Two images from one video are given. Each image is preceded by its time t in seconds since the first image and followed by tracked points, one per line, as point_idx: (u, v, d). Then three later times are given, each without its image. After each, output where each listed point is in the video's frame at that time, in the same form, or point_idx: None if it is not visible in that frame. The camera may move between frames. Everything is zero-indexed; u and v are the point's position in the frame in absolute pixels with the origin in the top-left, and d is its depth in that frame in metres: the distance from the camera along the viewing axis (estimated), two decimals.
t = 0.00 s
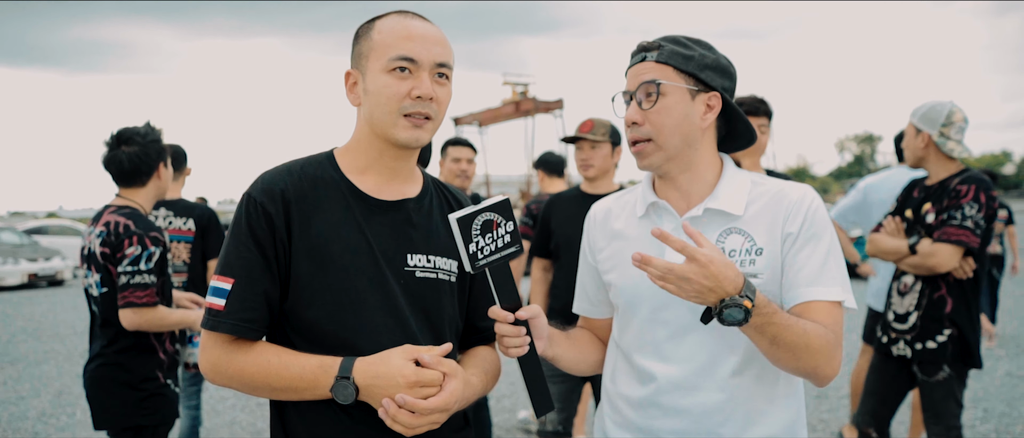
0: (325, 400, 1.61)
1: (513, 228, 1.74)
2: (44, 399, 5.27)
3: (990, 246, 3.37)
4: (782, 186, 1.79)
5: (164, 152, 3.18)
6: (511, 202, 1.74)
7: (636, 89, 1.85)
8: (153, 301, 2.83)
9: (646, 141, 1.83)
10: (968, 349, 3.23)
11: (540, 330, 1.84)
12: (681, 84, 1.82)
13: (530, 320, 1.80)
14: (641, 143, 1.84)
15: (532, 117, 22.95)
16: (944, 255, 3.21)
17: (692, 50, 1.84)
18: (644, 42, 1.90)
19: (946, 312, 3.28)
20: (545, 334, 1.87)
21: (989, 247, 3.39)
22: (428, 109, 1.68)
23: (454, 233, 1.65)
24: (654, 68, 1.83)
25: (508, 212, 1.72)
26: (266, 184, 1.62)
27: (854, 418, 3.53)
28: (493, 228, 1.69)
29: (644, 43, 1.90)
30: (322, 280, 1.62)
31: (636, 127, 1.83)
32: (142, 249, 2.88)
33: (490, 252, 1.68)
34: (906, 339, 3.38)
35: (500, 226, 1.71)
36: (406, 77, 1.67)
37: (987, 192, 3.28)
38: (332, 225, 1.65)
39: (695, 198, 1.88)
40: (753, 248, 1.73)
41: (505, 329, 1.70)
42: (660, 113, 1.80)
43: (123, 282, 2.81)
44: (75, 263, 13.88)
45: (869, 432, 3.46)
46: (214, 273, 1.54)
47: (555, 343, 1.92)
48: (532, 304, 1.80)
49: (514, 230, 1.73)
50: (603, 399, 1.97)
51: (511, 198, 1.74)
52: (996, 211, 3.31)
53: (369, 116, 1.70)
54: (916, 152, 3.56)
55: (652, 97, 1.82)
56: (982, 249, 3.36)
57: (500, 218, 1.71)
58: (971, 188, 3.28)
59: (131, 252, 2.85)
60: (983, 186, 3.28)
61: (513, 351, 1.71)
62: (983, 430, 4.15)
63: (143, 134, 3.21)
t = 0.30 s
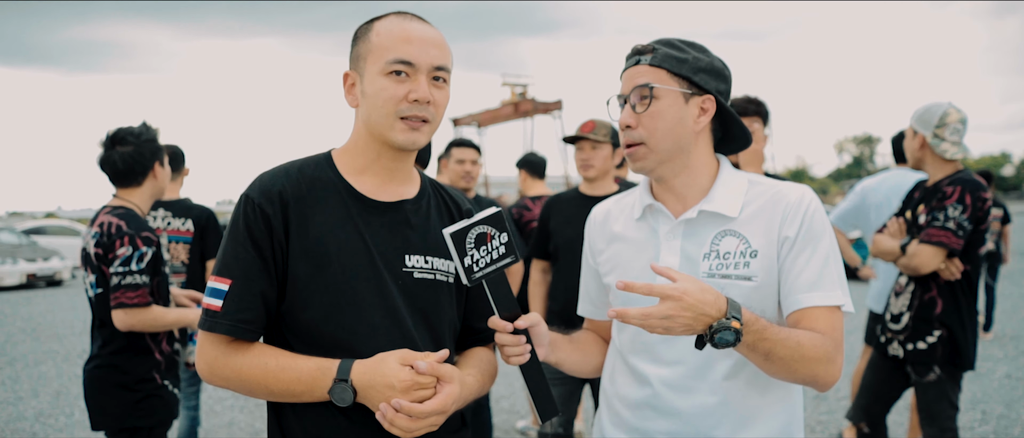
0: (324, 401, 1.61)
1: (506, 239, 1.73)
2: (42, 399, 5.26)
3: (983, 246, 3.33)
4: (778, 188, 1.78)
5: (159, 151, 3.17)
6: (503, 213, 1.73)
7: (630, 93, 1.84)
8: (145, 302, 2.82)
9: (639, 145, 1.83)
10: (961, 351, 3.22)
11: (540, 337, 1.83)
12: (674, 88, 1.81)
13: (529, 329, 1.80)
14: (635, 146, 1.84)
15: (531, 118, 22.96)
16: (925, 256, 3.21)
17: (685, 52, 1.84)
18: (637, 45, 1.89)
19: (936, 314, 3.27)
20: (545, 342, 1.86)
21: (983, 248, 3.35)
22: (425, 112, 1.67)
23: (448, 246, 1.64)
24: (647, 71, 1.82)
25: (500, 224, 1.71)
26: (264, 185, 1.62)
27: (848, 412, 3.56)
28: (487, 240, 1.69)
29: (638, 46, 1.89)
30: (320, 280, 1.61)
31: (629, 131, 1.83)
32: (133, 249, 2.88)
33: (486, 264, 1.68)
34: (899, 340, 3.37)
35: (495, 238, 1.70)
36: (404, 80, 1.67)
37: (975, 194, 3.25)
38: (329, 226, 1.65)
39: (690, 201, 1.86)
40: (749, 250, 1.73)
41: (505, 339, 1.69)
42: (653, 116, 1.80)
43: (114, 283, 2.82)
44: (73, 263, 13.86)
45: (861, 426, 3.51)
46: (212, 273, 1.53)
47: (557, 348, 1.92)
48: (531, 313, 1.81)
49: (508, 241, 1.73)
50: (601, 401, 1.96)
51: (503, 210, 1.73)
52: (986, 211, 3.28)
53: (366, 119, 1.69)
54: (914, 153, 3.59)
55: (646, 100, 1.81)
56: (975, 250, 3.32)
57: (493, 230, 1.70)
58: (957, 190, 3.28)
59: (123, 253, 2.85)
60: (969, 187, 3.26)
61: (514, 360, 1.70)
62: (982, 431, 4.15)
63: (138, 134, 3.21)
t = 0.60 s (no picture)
0: (324, 404, 1.60)
1: (510, 235, 1.72)
2: (42, 400, 5.25)
3: (980, 248, 3.32)
4: (780, 187, 1.78)
5: (159, 153, 3.16)
6: (508, 208, 1.72)
7: (631, 106, 1.82)
8: (143, 305, 2.82)
9: (651, 161, 1.81)
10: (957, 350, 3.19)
11: (540, 335, 1.83)
12: (675, 98, 1.80)
13: (529, 326, 1.79)
14: (646, 163, 1.82)
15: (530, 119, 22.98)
16: (923, 257, 3.20)
17: (679, 60, 1.82)
18: (624, 58, 1.87)
19: (931, 314, 3.27)
20: (545, 340, 1.85)
21: (980, 250, 3.34)
22: (425, 113, 1.67)
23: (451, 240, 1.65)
24: (645, 84, 1.80)
25: (504, 219, 1.71)
26: (264, 187, 1.61)
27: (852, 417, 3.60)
28: (490, 236, 1.68)
29: (627, 58, 1.86)
30: (319, 282, 1.61)
31: (638, 146, 1.80)
32: (131, 252, 2.87)
33: (489, 259, 1.67)
34: (897, 341, 3.38)
35: (498, 233, 1.70)
36: (404, 82, 1.66)
37: (974, 195, 3.25)
38: (328, 228, 1.64)
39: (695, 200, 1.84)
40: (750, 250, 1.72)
41: (505, 335, 1.69)
42: (660, 130, 1.78)
43: (112, 285, 2.81)
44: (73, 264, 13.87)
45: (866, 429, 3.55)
46: (211, 275, 1.53)
47: (556, 346, 1.91)
48: (532, 309, 1.80)
49: (512, 237, 1.72)
50: (604, 403, 1.96)
51: (508, 205, 1.72)
52: (983, 213, 3.28)
53: (367, 121, 1.69)
54: (914, 154, 3.59)
55: (648, 114, 1.79)
56: (972, 252, 3.32)
57: (496, 226, 1.69)
58: (956, 191, 3.26)
59: (121, 255, 2.84)
60: (968, 188, 3.25)
61: (513, 357, 1.69)
62: (982, 433, 4.14)
63: (138, 135, 3.21)
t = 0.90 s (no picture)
0: (325, 403, 1.61)
1: (502, 241, 1.74)
2: (42, 401, 5.26)
3: (971, 248, 3.32)
4: (770, 184, 1.79)
5: (160, 154, 3.17)
6: (498, 214, 1.73)
7: (640, 83, 1.81)
8: (146, 305, 2.83)
9: (656, 138, 1.79)
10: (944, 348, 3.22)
11: (536, 340, 1.84)
12: (685, 82, 1.83)
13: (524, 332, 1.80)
14: (650, 139, 1.80)
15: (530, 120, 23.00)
16: (912, 255, 3.22)
17: (687, 48, 1.86)
18: (637, 37, 1.89)
19: (918, 312, 3.32)
20: (540, 345, 1.87)
21: (972, 249, 3.34)
22: (424, 110, 1.68)
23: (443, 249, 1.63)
24: (655, 62, 1.81)
25: (495, 225, 1.71)
26: (263, 188, 1.62)
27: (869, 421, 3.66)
28: (482, 241, 1.68)
29: (639, 39, 1.87)
30: (318, 282, 1.61)
31: (644, 122, 1.79)
32: (134, 252, 2.88)
33: (482, 265, 1.68)
34: (887, 338, 3.46)
35: (489, 239, 1.70)
36: (402, 80, 1.67)
37: (965, 195, 3.24)
38: (328, 229, 1.65)
39: (682, 201, 1.86)
40: (745, 252, 1.73)
41: (500, 342, 1.69)
42: (669, 108, 1.79)
43: (116, 286, 2.82)
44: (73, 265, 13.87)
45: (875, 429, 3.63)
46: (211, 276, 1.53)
47: (551, 351, 1.93)
48: (527, 315, 1.80)
49: (503, 242, 1.73)
50: (605, 407, 1.96)
51: (498, 211, 1.73)
52: (975, 213, 3.27)
53: (365, 119, 1.70)
54: (908, 155, 3.61)
55: (658, 92, 1.80)
56: (963, 251, 3.32)
57: (488, 232, 1.70)
58: (945, 191, 3.26)
59: (124, 256, 2.85)
60: (959, 189, 3.24)
61: (511, 364, 1.69)
62: (981, 433, 4.15)
63: (140, 136, 3.21)
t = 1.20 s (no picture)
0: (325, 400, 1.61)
1: (491, 244, 1.73)
2: (41, 399, 5.25)
3: (955, 242, 3.34)
4: (766, 184, 1.79)
5: (159, 151, 3.17)
6: (488, 218, 1.72)
7: (613, 94, 1.82)
8: (149, 303, 2.83)
9: (631, 149, 1.81)
10: (921, 337, 3.28)
11: (529, 343, 1.85)
12: (660, 86, 1.81)
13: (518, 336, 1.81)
14: (624, 151, 1.82)
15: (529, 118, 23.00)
16: (890, 248, 3.35)
17: (663, 49, 1.83)
18: (611, 44, 1.88)
19: (898, 304, 3.42)
20: (533, 348, 1.88)
21: (956, 244, 3.35)
22: (424, 108, 1.67)
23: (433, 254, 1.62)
24: (629, 71, 1.81)
25: (486, 228, 1.71)
26: (262, 185, 1.61)
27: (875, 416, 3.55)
28: (472, 245, 1.68)
29: (612, 46, 1.87)
30: (318, 280, 1.61)
31: (618, 135, 1.81)
32: (136, 250, 2.88)
33: (472, 270, 1.67)
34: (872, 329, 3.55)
35: (480, 243, 1.70)
36: (402, 77, 1.67)
37: (945, 190, 3.25)
38: (327, 226, 1.64)
39: (677, 202, 1.86)
40: (743, 253, 1.73)
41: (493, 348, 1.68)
42: (642, 118, 1.79)
43: (118, 284, 2.81)
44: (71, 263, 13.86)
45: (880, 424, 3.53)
46: (209, 274, 1.53)
47: (544, 353, 1.94)
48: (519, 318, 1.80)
49: (494, 245, 1.73)
50: (595, 403, 1.96)
51: (488, 214, 1.72)
52: (956, 208, 3.28)
53: (365, 116, 1.69)
54: (901, 154, 3.63)
55: (630, 102, 1.80)
56: (946, 246, 3.34)
57: (478, 235, 1.69)
58: (926, 186, 3.29)
59: (126, 253, 2.85)
60: (939, 184, 3.26)
61: (504, 368, 1.69)
62: (979, 430, 4.16)
63: (139, 134, 3.20)
